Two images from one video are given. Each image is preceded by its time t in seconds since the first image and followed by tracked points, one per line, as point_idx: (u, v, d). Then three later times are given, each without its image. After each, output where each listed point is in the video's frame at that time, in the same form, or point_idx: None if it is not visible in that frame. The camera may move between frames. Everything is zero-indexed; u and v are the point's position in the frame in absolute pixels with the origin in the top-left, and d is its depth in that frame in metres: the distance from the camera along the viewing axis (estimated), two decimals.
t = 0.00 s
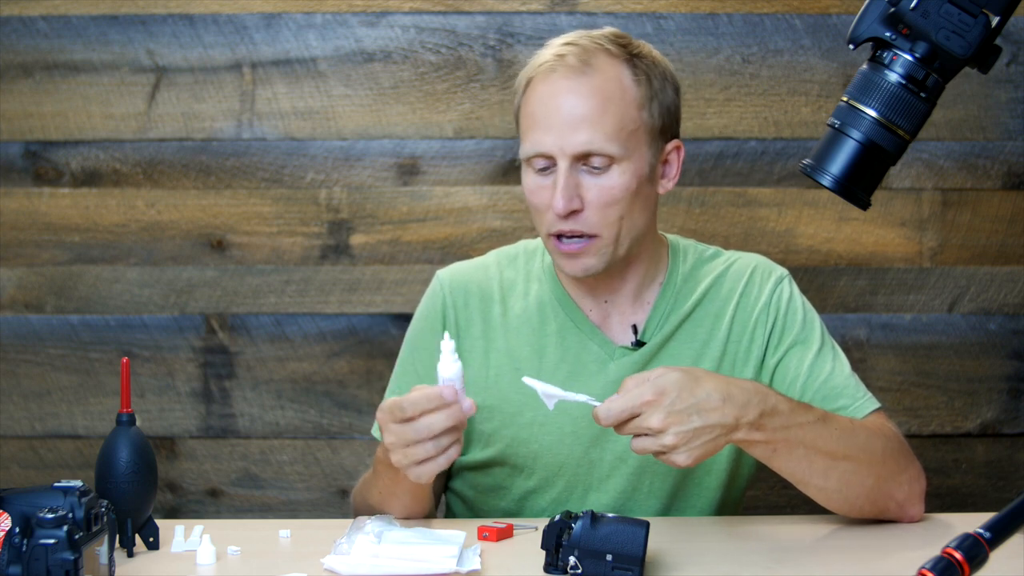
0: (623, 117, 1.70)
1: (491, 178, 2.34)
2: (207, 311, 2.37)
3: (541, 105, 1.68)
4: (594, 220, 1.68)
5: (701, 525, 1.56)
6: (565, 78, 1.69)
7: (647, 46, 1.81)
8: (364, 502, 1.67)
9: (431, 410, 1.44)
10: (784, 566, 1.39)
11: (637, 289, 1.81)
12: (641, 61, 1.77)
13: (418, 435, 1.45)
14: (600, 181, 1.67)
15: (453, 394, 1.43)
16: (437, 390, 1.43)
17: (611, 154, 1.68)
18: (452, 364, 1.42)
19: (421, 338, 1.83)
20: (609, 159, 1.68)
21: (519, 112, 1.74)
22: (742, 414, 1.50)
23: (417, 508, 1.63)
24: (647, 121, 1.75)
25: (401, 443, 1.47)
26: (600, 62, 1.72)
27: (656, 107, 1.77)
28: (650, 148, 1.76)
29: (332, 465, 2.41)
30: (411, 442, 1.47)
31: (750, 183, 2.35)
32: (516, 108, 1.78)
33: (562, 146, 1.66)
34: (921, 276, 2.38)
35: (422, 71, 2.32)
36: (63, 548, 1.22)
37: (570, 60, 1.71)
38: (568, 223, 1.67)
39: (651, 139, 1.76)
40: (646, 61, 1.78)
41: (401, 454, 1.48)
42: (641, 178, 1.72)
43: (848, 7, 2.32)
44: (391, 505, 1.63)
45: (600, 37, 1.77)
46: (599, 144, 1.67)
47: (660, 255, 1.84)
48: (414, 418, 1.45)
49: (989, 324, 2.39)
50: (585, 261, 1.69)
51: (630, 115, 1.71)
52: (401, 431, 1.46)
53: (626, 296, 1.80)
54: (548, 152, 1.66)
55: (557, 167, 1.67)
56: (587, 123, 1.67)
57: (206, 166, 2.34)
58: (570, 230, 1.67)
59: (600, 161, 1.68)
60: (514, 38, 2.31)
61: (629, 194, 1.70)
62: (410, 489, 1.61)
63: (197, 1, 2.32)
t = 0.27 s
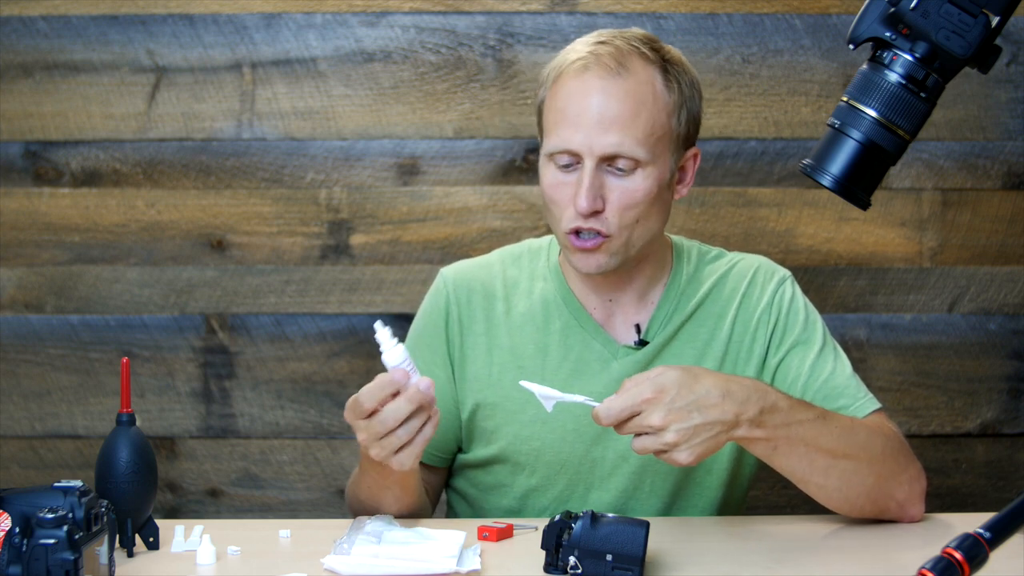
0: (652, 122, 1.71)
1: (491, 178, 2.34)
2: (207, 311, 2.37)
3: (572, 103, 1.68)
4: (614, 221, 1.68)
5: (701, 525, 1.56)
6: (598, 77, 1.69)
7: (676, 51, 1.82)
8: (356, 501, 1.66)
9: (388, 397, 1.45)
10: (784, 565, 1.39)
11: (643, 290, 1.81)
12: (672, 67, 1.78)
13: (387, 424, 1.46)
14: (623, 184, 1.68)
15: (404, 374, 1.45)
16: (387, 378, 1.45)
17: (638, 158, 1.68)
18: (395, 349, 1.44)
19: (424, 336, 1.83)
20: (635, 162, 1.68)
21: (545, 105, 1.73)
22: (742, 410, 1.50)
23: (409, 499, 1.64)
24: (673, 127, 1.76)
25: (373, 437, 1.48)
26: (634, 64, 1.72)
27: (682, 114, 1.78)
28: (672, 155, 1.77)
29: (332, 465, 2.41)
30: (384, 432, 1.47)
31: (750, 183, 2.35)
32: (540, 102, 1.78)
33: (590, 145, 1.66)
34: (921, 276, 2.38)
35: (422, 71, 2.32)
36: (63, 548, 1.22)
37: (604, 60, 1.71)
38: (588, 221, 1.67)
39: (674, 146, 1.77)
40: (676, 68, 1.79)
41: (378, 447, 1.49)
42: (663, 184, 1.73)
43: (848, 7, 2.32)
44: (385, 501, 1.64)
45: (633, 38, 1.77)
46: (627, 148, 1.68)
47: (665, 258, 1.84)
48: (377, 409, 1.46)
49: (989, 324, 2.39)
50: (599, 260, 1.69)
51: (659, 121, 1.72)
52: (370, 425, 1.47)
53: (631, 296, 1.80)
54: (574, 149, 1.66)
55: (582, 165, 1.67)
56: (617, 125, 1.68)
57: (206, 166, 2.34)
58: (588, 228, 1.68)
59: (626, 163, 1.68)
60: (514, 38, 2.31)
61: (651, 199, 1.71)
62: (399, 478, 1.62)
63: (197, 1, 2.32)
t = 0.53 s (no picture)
0: (659, 120, 1.71)
1: (491, 178, 2.34)
2: (207, 311, 2.37)
3: (580, 101, 1.68)
4: (620, 220, 1.68)
5: (701, 525, 1.56)
6: (606, 75, 1.70)
7: (684, 52, 1.83)
8: (361, 500, 1.66)
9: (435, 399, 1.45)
10: (784, 566, 1.39)
11: (646, 290, 1.81)
12: (679, 66, 1.78)
13: (422, 423, 1.47)
14: (630, 182, 1.68)
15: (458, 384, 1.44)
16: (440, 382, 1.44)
17: (645, 156, 1.69)
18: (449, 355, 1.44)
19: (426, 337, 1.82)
20: (642, 160, 1.69)
21: (552, 103, 1.74)
22: (744, 410, 1.50)
23: (412, 501, 1.64)
24: (679, 126, 1.77)
25: (402, 429, 1.48)
26: (642, 62, 1.73)
27: (688, 114, 1.79)
28: (678, 154, 1.77)
29: (332, 465, 2.41)
30: (414, 429, 1.48)
31: (750, 183, 2.35)
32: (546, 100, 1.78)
33: (597, 143, 1.67)
34: (921, 276, 2.38)
35: (422, 71, 2.32)
36: (63, 548, 1.22)
37: (612, 58, 1.72)
38: (594, 219, 1.67)
39: (680, 145, 1.78)
40: (683, 67, 1.80)
41: (399, 439, 1.49)
42: (668, 183, 1.73)
43: (848, 7, 2.32)
44: (388, 501, 1.64)
45: (641, 38, 1.78)
46: (634, 146, 1.68)
47: (668, 259, 1.84)
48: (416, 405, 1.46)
49: (989, 324, 2.39)
50: (604, 258, 1.69)
51: (665, 120, 1.72)
52: (404, 418, 1.47)
53: (635, 296, 1.80)
54: (582, 147, 1.67)
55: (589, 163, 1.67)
56: (624, 123, 1.68)
57: (206, 166, 2.34)
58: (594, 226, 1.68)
59: (633, 161, 1.68)
60: (514, 38, 2.31)
61: (657, 197, 1.71)
62: (403, 482, 1.62)
63: (197, 1, 2.32)
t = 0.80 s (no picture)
0: (679, 109, 1.73)
1: (491, 178, 2.34)
2: (207, 311, 2.37)
3: (602, 83, 1.70)
4: (636, 204, 1.69)
5: (701, 525, 1.56)
6: (629, 60, 1.71)
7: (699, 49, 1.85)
8: (365, 496, 1.67)
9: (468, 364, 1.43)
10: (784, 565, 1.39)
11: (646, 289, 1.81)
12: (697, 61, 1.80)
13: (452, 386, 1.45)
14: (649, 166, 1.69)
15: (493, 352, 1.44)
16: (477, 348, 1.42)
17: (665, 141, 1.70)
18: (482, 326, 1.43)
19: (425, 337, 1.83)
20: (661, 147, 1.70)
21: (571, 85, 1.74)
22: (746, 410, 1.50)
23: (415, 489, 1.64)
24: (695, 119, 1.78)
25: (430, 392, 1.46)
26: (665, 51, 1.74)
27: (704, 108, 1.81)
28: (692, 146, 1.79)
29: (332, 465, 2.41)
30: (443, 393, 1.46)
31: (750, 183, 2.35)
32: (562, 85, 1.78)
33: (619, 125, 1.68)
34: (921, 276, 2.38)
35: (422, 71, 2.32)
36: (63, 548, 1.22)
37: (635, 44, 1.73)
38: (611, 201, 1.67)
39: (694, 137, 1.80)
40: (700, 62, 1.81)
41: (425, 403, 1.47)
42: (684, 172, 1.74)
43: (848, 7, 2.32)
44: (391, 491, 1.64)
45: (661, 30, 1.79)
46: (655, 131, 1.70)
47: (667, 259, 1.84)
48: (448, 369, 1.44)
49: (989, 324, 2.39)
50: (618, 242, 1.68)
51: (685, 108, 1.74)
52: (434, 381, 1.45)
53: (635, 294, 1.80)
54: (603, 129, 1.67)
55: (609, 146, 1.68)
56: (646, 108, 1.70)
57: (206, 166, 2.34)
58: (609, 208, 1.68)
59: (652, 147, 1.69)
60: (514, 38, 2.31)
61: (672, 186, 1.72)
62: (407, 468, 1.62)
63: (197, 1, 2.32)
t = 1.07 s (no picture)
0: (680, 112, 1.73)
1: (491, 178, 2.34)
2: (207, 311, 2.37)
3: (603, 85, 1.69)
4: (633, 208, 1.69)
5: (702, 525, 1.56)
6: (631, 62, 1.70)
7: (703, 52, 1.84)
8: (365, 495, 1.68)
9: (472, 361, 1.43)
10: (784, 565, 1.39)
11: (647, 290, 1.81)
12: (701, 64, 1.79)
13: (459, 384, 1.45)
14: (647, 170, 1.69)
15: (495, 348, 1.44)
16: (478, 345, 1.42)
17: (664, 145, 1.70)
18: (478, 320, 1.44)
19: (426, 336, 1.82)
20: (660, 150, 1.70)
21: (572, 87, 1.74)
22: (749, 409, 1.51)
23: (422, 486, 1.65)
24: (696, 122, 1.78)
25: (438, 393, 1.46)
26: (668, 53, 1.74)
27: (706, 111, 1.81)
28: (693, 149, 1.78)
29: (332, 465, 2.41)
30: (451, 392, 1.46)
31: (750, 183, 2.35)
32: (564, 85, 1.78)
33: (618, 128, 1.68)
34: (921, 276, 2.38)
35: (422, 71, 2.32)
36: (63, 548, 1.22)
37: (638, 46, 1.72)
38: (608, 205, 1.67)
39: (695, 141, 1.79)
40: (704, 65, 1.81)
41: (434, 404, 1.47)
42: (683, 176, 1.74)
43: (848, 7, 2.32)
44: (398, 490, 1.64)
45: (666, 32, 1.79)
46: (654, 134, 1.69)
47: (667, 261, 1.83)
48: (453, 368, 1.45)
49: (989, 324, 2.39)
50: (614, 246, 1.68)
51: (686, 112, 1.74)
52: (441, 381, 1.46)
53: (636, 295, 1.80)
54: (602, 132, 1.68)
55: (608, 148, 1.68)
56: (646, 110, 1.69)
57: (206, 166, 2.34)
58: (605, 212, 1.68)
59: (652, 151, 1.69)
60: (514, 38, 2.31)
61: (671, 190, 1.72)
62: (414, 467, 1.62)
63: (197, 1, 2.31)
